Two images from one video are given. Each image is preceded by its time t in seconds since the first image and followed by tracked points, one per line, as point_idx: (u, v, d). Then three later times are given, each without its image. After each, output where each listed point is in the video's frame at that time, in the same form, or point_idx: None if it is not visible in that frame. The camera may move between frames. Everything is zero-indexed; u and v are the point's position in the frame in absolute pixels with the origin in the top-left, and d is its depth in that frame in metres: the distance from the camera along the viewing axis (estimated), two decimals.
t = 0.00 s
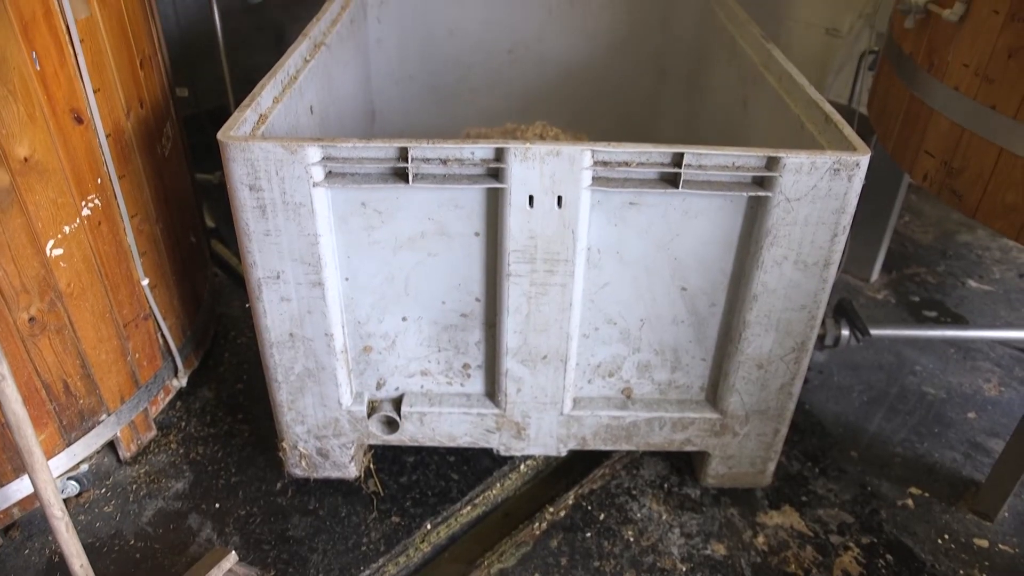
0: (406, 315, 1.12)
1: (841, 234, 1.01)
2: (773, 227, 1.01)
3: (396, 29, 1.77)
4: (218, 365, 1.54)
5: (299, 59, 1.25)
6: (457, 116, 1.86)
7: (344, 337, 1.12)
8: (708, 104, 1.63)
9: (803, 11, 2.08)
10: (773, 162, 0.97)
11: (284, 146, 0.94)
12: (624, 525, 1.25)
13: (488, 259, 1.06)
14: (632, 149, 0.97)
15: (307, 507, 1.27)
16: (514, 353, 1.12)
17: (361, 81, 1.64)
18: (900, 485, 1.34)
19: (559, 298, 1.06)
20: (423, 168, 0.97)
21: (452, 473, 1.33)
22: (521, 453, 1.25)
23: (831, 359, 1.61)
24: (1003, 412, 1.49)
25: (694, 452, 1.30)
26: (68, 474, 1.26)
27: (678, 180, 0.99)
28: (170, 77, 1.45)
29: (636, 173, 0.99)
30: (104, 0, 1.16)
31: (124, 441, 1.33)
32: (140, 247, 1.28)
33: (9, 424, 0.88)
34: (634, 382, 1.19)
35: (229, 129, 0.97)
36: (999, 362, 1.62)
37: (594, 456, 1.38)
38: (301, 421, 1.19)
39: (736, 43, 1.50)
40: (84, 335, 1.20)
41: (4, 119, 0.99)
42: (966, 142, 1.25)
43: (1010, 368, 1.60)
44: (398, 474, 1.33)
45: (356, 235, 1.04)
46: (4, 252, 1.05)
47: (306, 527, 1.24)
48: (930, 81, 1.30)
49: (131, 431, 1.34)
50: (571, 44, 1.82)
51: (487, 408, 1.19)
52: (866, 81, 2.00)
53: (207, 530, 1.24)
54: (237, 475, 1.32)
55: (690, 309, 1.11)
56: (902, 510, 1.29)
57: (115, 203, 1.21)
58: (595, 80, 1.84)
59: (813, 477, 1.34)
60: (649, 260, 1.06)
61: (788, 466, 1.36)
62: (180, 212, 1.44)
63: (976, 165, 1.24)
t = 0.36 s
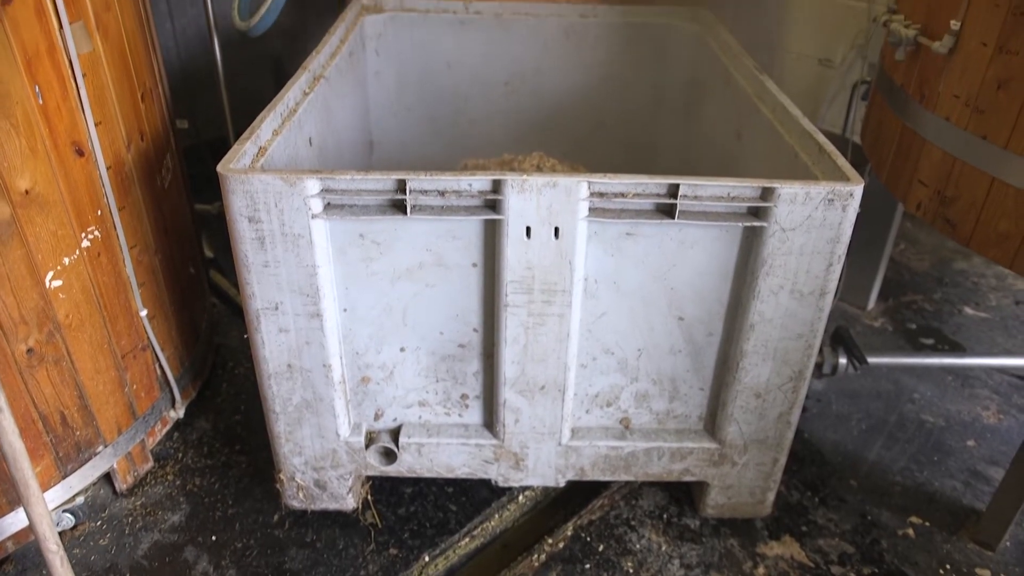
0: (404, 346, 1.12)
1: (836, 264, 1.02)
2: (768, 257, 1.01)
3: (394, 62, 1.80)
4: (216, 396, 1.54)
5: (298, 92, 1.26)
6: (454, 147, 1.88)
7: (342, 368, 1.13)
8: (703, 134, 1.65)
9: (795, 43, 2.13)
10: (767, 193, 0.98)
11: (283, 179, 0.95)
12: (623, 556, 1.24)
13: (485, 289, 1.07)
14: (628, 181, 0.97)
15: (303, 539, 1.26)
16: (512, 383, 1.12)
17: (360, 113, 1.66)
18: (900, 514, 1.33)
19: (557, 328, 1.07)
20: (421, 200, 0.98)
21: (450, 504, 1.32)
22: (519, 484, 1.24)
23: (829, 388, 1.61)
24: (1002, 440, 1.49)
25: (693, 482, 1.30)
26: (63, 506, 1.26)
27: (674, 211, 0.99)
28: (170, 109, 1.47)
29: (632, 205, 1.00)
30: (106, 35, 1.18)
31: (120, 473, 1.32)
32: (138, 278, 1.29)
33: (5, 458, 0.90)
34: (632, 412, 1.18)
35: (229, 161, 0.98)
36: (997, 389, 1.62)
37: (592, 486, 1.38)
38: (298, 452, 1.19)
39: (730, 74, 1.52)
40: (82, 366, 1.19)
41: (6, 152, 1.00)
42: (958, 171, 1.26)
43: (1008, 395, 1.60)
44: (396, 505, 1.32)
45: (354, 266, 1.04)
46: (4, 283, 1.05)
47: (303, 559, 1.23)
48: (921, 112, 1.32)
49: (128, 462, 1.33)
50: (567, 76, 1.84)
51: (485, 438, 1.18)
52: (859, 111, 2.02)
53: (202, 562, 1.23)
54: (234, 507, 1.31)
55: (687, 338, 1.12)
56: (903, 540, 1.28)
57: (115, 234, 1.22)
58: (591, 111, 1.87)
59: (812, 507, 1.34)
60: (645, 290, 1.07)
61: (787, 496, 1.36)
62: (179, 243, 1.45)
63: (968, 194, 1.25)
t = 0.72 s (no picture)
0: (403, 382, 1.12)
1: (832, 298, 1.02)
2: (765, 293, 1.02)
3: (394, 100, 1.82)
4: (214, 432, 1.54)
5: (299, 130, 1.28)
6: (453, 183, 1.91)
7: (341, 404, 1.12)
8: (700, 170, 1.67)
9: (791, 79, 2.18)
10: (763, 229, 0.99)
11: (283, 217, 0.96)
12: None
13: (484, 325, 1.07)
14: (625, 218, 0.98)
15: None
16: (511, 419, 1.12)
17: (360, 150, 1.68)
18: (903, 550, 1.32)
19: (556, 364, 1.07)
20: (420, 237, 0.99)
21: (448, 541, 1.31)
22: (519, 520, 1.23)
23: (829, 422, 1.60)
24: (1004, 473, 1.49)
25: (693, 518, 1.29)
26: (58, 545, 1.25)
27: (671, 248, 1.00)
28: (172, 147, 1.48)
29: (629, 242, 1.01)
30: (111, 75, 1.20)
31: (117, 510, 1.31)
32: (138, 314, 1.29)
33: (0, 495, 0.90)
34: (631, 448, 1.18)
35: (230, 199, 0.99)
36: (997, 423, 1.61)
37: (592, 523, 1.36)
38: (296, 489, 1.18)
39: (726, 111, 1.54)
40: (80, 403, 1.19)
41: (10, 191, 1.02)
42: (951, 207, 1.28)
43: (1009, 429, 1.60)
44: (395, 542, 1.31)
45: (353, 302, 1.05)
46: (4, 320, 1.05)
47: None
48: (914, 148, 1.34)
49: (125, 499, 1.32)
50: (564, 113, 1.86)
51: (484, 475, 1.18)
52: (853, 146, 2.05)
53: None
54: (231, 544, 1.30)
55: (685, 374, 1.12)
56: None
57: (116, 271, 1.22)
58: (588, 148, 1.89)
59: (814, 542, 1.33)
60: (643, 325, 1.07)
61: (789, 531, 1.35)
62: (179, 279, 1.46)
63: (963, 229, 1.27)
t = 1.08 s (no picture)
0: (401, 419, 1.12)
1: (829, 334, 1.03)
2: (762, 329, 1.03)
3: (393, 138, 1.84)
4: (211, 469, 1.53)
5: (299, 168, 1.29)
6: (452, 219, 1.92)
7: (339, 442, 1.12)
8: (697, 206, 1.69)
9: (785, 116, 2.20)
10: (759, 265, 1.00)
11: (283, 254, 0.97)
12: None
13: (483, 363, 1.07)
14: (623, 255, 0.99)
15: None
16: (510, 457, 1.11)
17: (359, 187, 1.70)
18: None
19: (554, 401, 1.07)
20: (418, 274, 1.00)
21: None
22: (518, 558, 1.22)
23: (829, 457, 1.60)
24: (1006, 508, 1.48)
25: (694, 555, 1.28)
26: None
27: (668, 284, 1.01)
28: (173, 184, 1.50)
29: (627, 278, 1.01)
30: (114, 115, 1.21)
31: (112, 549, 1.30)
32: (137, 352, 1.29)
33: None
34: (631, 484, 1.18)
35: (230, 237, 1.00)
36: (998, 457, 1.61)
37: (592, 560, 1.35)
38: (293, 528, 1.17)
39: (721, 149, 1.56)
40: (77, 440, 1.19)
41: (12, 230, 1.03)
42: (946, 241, 1.29)
43: (1009, 463, 1.59)
44: None
45: (352, 339, 1.05)
46: (3, 357, 1.06)
47: None
48: (908, 184, 1.35)
49: (120, 538, 1.31)
50: (562, 151, 1.88)
51: (483, 512, 1.17)
52: (848, 182, 2.07)
53: None
54: None
55: (683, 410, 1.12)
56: None
57: (116, 307, 1.23)
58: (586, 185, 1.91)
59: None
60: (641, 362, 1.08)
61: (790, 569, 1.33)
62: (178, 316, 1.46)
63: (957, 263, 1.28)
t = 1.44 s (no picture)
0: (399, 463, 1.11)
1: (827, 376, 1.03)
2: (760, 371, 1.03)
3: (392, 182, 1.87)
4: (208, 514, 1.51)
5: (299, 213, 1.31)
6: (451, 261, 1.94)
7: (337, 486, 1.12)
8: (694, 248, 1.71)
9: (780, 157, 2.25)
10: (756, 308, 1.01)
11: (283, 299, 0.97)
12: None
13: (481, 406, 1.07)
14: (620, 298, 1.00)
15: None
16: (508, 501, 1.11)
17: (359, 231, 1.72)
18: None
19: (553, 445, 1.07)
20: (417, 318, 1.00)
21: None
22: None
23: (829, 499, 1.59)
24: (1010, 551, 1.46)
25: None
26: None
27: (665, 327, 1.02)
28: (174, 229, 1.51)
29: (624, 321, 1.02)
30: (117, 160, 1.23)
31: None
32: (135, 396, 1.29)
33: None
34: (630, 529, 1.17)
35: (230, 282, 1.01)
36: (1000, 498, 1.60)
37: None
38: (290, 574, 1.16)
39: (717, 192, 1.58)
40: (73, 486, 1.18)
41: (14, 275, 1.03)
42: (940, 282, 1.30)
43: (1012, 504, 1.58)
44: None
45: (351, 383, 1.05)
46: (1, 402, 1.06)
47: None
48: (901, 226, 1.37)
49: None
50: (559, 194, 1.91)
51: (482, 557, 1.16)
52: (842, 223, 2.09)
53: None
54: None
55: (682, 453, 1.11)
56: None
57: (116, 351, 1.23)
58: (583, 227, 1.93)
59: None
60: (640, 405, 1.08)
61: None
62: (177, 359, 1.46)
63: (953, 304, 1.29)
